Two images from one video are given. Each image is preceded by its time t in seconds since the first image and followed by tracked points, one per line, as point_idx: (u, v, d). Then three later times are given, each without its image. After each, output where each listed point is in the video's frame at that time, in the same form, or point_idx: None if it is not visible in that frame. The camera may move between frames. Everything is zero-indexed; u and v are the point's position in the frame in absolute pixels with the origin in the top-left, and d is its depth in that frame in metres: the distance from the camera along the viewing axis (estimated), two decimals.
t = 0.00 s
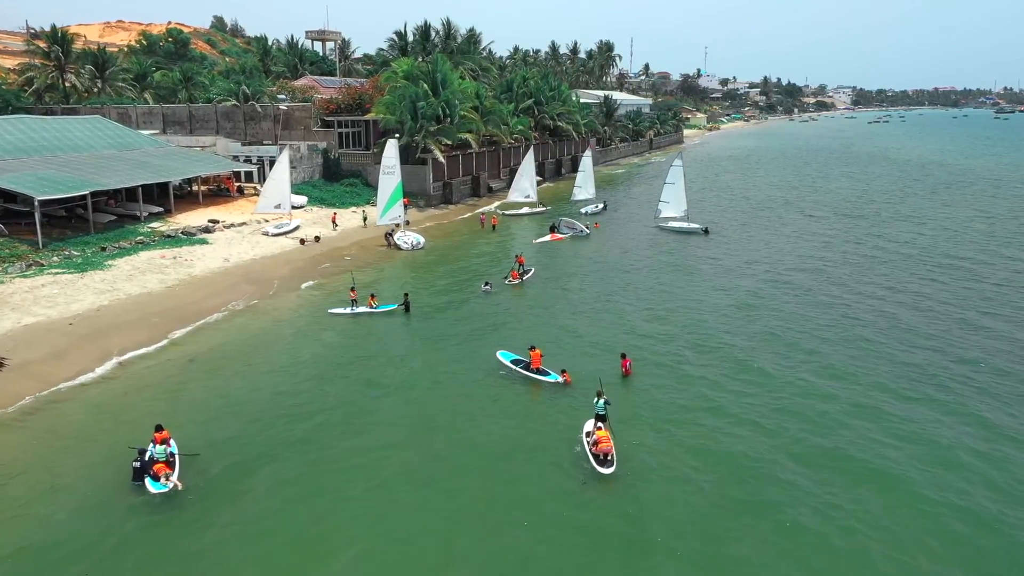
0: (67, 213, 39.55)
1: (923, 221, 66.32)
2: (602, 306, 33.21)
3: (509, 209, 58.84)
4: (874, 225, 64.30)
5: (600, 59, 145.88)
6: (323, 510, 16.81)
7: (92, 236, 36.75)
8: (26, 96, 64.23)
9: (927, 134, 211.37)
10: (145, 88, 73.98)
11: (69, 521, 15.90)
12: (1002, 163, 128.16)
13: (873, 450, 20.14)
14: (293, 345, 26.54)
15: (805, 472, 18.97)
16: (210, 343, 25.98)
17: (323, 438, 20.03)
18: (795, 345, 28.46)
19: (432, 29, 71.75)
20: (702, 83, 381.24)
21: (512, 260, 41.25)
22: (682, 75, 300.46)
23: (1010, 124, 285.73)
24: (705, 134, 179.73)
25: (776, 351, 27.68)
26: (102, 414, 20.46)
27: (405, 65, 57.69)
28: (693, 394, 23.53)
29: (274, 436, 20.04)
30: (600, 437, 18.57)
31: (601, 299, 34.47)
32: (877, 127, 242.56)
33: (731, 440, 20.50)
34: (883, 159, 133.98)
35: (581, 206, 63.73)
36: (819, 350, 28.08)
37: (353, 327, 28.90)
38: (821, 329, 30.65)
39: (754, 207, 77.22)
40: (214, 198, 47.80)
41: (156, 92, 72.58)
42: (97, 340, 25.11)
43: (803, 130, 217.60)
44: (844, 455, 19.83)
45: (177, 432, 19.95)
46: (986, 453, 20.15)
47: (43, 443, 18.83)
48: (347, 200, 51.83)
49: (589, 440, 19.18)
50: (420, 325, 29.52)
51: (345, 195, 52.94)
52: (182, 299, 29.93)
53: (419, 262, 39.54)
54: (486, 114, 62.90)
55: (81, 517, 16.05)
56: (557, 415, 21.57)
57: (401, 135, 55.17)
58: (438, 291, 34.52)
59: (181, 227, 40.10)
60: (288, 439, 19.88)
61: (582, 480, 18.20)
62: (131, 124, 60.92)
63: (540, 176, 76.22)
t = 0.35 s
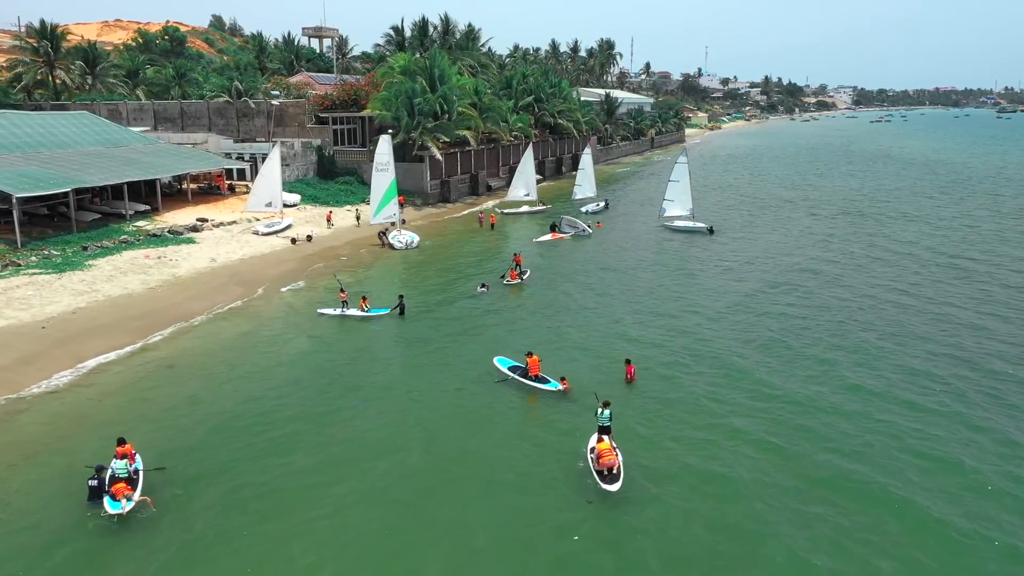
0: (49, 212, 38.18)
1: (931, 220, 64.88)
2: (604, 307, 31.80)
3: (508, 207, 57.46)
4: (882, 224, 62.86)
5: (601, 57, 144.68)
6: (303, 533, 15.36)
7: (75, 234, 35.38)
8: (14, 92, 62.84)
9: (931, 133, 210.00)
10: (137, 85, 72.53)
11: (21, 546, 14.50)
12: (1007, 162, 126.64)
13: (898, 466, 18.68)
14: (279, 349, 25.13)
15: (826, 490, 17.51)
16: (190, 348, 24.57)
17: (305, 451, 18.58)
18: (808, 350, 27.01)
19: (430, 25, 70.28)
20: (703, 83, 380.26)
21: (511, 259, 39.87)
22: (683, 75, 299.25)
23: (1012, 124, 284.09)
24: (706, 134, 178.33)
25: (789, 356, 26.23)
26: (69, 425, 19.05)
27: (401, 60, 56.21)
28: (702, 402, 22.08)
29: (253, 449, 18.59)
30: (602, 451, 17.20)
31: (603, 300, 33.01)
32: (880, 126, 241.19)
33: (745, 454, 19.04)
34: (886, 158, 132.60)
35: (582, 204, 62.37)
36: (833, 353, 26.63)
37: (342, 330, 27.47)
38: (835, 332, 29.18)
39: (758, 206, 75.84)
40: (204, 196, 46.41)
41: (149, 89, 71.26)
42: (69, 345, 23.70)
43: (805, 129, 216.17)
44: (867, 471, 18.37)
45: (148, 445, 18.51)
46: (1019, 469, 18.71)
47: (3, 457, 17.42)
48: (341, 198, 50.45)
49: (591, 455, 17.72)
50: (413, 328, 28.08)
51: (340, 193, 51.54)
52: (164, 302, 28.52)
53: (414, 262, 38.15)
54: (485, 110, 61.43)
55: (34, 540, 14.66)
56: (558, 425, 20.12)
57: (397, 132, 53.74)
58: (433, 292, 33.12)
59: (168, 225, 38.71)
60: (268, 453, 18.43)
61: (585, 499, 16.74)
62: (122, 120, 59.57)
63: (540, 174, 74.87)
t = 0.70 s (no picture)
0: (30, 210, 36.77)
1: (940, 219, 63.44)
2: (608, 308, 30.32)
3: (508, 206, 56.03)
4: (890, 223, 61.41)
5: (601, 55, 143.31)
6: (278, 561, 13.86)
7: (56, 233, 33.98)
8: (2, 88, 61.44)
9: (934, 133, 208.63)
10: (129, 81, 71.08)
11: None
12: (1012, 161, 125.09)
13: (932, 485, 17.18)
14: (262, 354, 23.68)
15: (855, 513, 16.04)
16: (168, 352, 23.14)
17: (284, 468, 17.09)
18: (824, 354, 25.55)
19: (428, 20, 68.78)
20: (704, 83, 378.69)
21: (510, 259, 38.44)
22: (683, 75, 298.09)
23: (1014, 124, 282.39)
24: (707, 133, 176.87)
25: (804, 362, 24.77)
26: (28, 438, 17.60)
27: (398, 56, 54.70)
28: (714, 413, 20.63)
29: (228, 465, 17.11)
30: (612, 469, 15.65)
31: (607, 300, 31.55)
32: (882, 126, 239.81)
33: (763, 472, 17.56)
34: (890, 158, 131.19)
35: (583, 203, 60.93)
36: (851, 358, 25.15)
37: (331, 333, 26.00)
38: (851, 336, 27.72)
39: (762, 205, 74.40)
40: (193, 194, 45.00)
41: (140, 85, 69.39)
42: (37, 350, 22.25)
43: (807, 128, 214.68)
44: (897, 493, 16.88)
45: (114, 461, 17.01)
46: None
47: None
48: (336, 197, 49.03)
49: (594, 474, 16.20)
50: (407, 330, 26.61)
51: (334, 191, 50.12)
52: (143, 304, 27.07)
53: (409, 262, 36.71)
54: (484, 107, 60.00)
55: None
56: (559, 439, 18.65)
57: (394, 128, 52.31)
58: (428, 294, 31.66)
59: (153, 224, 37.28)
60: (243, 469, 16.94)
61: (588, 520, 15.31)
62: (112, 117, 58.13)
63: (540, 172, 73.46)
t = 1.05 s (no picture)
0: (9, 208, 35.31)
1: (950, 219, 61.94)
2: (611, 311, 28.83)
3: (507, 204, 54.53)
4: (898, 223, 59.88)
5: (602, 52, 141.90)
6: None
7: (34, 232, 32.52)
8: None
9: (937, 132, 207.06)
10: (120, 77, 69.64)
11: None
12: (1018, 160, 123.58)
13: (970, 513, 15.59)
14: (243, 360, 22.19)
15: (888, 547, 14.45)
16: (141, 359, 21.64)
17: (257, 490, 15.52)
18: (843, 363, 23.96)
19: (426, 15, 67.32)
20: (705, 82, 378.20)
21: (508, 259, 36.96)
22: (684, 74, 296.62)
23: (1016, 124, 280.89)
24: (709, 132, 175.41)
25: (822, 371, 23.19)
26: None
27: (394, 50, 53.19)
28: (727, 428, 19.06)
29: (196, 487, 15.55)
30: (613, 496, 14.03)
31: (610, 303, 29.99)
32: (884, 125, 238.27)
33: (785, 497, 15.98)
34: (893, 157, 129.73)
35: (584, 201, 59.43)
36: (871, 367, 23.56)
37: (317, 338, 24.45)
38: (870, 342, 26.12)
39: (766, 204, 72.93)
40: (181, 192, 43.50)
41: (133, 81, 67.98)
42: None
43: (809, 128, 213.05)
44: (931, 520, 15.34)
45: (71, 482, 15.48)
46: None
47: None
48: (330, 195, 47.55)
49: (596, 504, 14.60)
50: (399, 335, 25.06)
51: (329, 189, 48.64)
52: (119, 307, 25.57)
53: (404, 262, 35.20)
54: (483, 103, 58.52)
55: None
56: (561, 456, 17.06)
57: (389, 124, 50.86)
58: (423, 296, 30.16)
59: (137, 222, 35.78)
60: (213, 492, 15.37)
61: (593, 551, 13.75)
62: (101, 113, 56.67)
63: (540, 170, 71.96)
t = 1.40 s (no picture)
0: None
1: (959, 218, 60.47)
2: (615, 314, 27.37)
3: (505, 203, 53.08)
4: (907, 222, 58.40)
5: (603, 50, 140.37)
6: None
7: (10, 230, 31.08)
8: None
9: (941, 132, 205.88)
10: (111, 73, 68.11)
11: None
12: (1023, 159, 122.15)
13: (1012, 541, 14.13)
14: (221, 366, 20.74)
15: None
16: (111, 365, 20.19)
17: (228, 514, 14.00)
18: (863, 372, 22.45)
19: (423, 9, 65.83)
20: (705, 81, 376.82)
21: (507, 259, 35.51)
22: (685, 74, 295.56)
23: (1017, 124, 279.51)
24: (710, 131, 174.03)
25: (841, 382, 21.69)
26: None
27: (389, 45, 51.73)
28: (743, 443, 17.55)
29: (160, 510, 14.03)
30: (615, 525, 12.46)
31: (614, 306, 28.49)
32: (887, 124, 237.09)
33: (810, 524, 14.49)
34: (898, 155, 128.32)
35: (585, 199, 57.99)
36: (892, 375, 22.11)
37: (303, 343, 22.94)
38: (890, 349, 24.61)
39: (770, 203, 71.50)
40: (169, 190, 42.03)
41: (123, 77, 66.51)
42: None
43: (811, 127, 211.55)
44: (970, 549, 13.87)
45: (20, 504, 14.00)
46: None
47: None
48: (323, 193, 46.12)
49: (602, 532, 13.04)
50: (390, 340, 23.54)
51: (322, 187, 47.21)
52: (94, 309, 24.13)
53: (398, 262, 33.75)
54: (481, 99, 57.06)
55: None
56: (562, 477, 15.55)
57: (384, 120, 49.42)
58: (418, 297, 28.70)
59: (120, 220, 34.33)
60: (178, 516, 13.86)
61: None
62: (89, 109, 55.25)
63: (540, 168, 70.51)
